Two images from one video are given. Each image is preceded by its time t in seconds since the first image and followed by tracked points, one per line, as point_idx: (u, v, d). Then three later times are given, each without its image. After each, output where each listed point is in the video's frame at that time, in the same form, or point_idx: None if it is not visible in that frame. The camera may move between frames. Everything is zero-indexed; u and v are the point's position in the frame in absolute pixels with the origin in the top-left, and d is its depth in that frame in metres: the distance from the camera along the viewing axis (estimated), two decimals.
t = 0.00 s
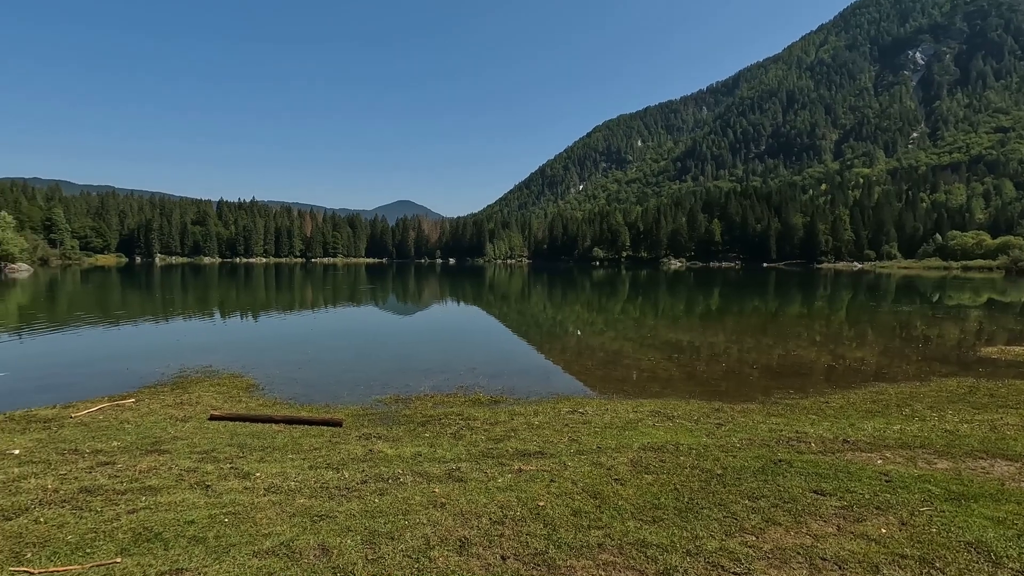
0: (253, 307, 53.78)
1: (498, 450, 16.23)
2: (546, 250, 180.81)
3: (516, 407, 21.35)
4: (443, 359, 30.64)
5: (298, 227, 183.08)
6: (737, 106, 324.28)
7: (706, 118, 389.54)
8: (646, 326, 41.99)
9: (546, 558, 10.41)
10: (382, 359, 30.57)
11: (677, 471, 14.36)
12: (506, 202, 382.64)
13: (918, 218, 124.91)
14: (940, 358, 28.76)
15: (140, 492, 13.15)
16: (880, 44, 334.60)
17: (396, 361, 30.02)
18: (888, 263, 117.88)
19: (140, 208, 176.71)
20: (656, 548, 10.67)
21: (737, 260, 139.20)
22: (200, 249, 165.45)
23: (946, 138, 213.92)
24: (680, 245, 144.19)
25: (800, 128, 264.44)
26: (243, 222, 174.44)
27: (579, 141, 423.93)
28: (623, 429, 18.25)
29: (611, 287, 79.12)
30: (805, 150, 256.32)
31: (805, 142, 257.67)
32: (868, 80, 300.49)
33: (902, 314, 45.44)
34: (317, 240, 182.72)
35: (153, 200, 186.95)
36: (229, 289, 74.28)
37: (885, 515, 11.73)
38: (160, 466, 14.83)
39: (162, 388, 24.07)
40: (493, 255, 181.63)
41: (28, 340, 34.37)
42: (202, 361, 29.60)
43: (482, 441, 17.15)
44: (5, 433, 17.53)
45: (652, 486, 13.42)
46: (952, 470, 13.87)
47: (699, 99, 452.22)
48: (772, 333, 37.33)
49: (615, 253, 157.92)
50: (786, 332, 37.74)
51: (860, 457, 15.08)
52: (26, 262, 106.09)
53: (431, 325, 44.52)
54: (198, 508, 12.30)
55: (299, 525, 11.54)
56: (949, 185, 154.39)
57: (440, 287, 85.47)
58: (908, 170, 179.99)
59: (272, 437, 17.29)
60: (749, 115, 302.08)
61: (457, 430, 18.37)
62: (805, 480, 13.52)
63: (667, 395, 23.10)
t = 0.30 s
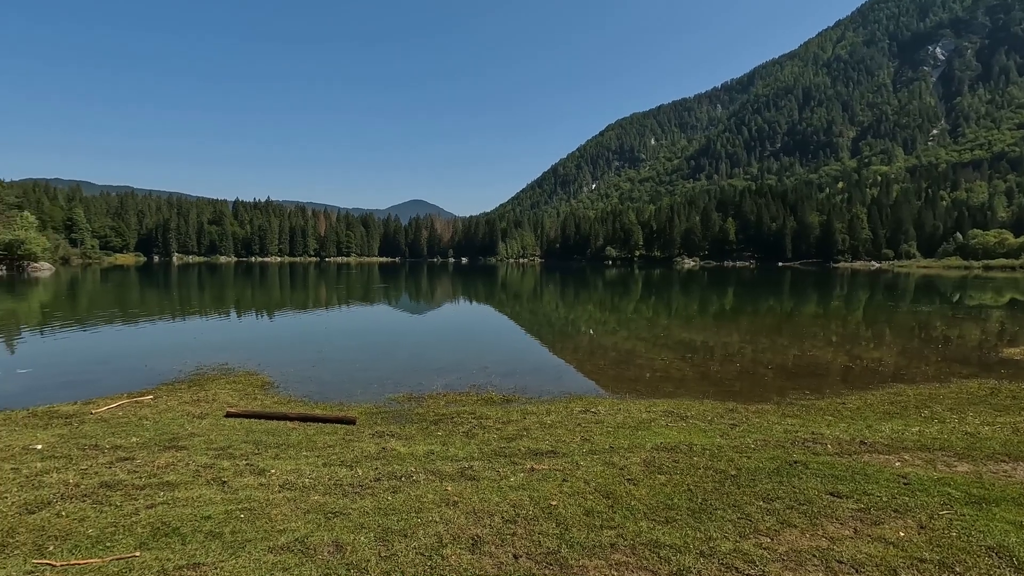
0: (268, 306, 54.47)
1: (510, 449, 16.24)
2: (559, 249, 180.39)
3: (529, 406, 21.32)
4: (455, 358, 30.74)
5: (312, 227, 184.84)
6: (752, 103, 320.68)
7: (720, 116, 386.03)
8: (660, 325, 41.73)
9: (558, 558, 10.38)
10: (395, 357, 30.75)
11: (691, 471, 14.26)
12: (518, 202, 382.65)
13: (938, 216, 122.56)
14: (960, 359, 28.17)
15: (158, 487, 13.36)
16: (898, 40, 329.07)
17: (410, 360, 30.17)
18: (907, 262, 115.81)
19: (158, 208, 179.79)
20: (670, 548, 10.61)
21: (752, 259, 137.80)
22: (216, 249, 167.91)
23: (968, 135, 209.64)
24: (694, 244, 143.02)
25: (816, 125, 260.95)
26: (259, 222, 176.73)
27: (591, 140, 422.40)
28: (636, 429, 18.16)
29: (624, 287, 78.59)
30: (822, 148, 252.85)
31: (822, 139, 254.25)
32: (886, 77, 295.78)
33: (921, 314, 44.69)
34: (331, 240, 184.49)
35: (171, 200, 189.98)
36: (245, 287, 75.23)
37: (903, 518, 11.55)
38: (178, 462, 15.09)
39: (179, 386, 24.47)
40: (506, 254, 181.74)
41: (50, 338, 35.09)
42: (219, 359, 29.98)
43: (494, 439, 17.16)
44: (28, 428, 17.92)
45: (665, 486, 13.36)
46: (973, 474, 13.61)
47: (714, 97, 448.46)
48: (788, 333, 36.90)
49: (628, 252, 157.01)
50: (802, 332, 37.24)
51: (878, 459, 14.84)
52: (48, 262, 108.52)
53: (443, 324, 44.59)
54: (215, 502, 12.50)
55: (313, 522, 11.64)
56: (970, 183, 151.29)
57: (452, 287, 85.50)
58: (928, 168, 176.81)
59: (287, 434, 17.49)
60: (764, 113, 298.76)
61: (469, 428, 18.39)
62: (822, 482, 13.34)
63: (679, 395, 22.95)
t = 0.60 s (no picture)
0: (282, 304, 54.99)
1: (523, 448, 16.25)
2: (571, 248, 180.11)
3: (541, 406, 21.31)
4: (467, 357, 30.76)
5: (326, 226, 186.62)
6: (767, 101, 317.35)
7: (734, 114, 382.57)
8: (673, 325, 41.47)
9: (571, 557, 10.38)
10: (407, 356, 30.91)
11: (705, 472, 14.16)
12: (530, 201, 382.48)
13: (958, 215, 120.34)
14: (980, 361, 27.68)
15: (176, 483, 13.58)
16: (917, 35, 323.76)
17: (423, 359, 30.30)
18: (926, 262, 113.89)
19: (175, 208, 182.50)
20: (684, 549, 10.55)
21: (766, 259, 136.44)
22: (231, 248, 170.30)
23: (989, 132, 205.61)
24: (708, 243, 141.96)
25: (833, 123, 257.52)
26: (273, 222, 178.82)
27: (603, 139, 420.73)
28: (649, 429, 18.08)
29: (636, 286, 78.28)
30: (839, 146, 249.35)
31: (838, 137, 250.75)
32: (905, 73, 290.91)
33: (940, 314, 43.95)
34: (344, 239, 185.94)
35: (188, 200, 192.87)
36: (259, 287, 76.04)
37: (922, 521, 11.37)
38: (195, 458, 15.31)
39: (196, 383, 24.86)
40: (518, 253, 181.76)
41: (72, 336, 35.80)
42: (235, 357, 30.37)
43: (507, 439, 17.19)
44: (50, 424, 18.29)
45: (678, 487, 13.30)
46: (994, 477, 13.36)
47: (728, 95, 444.39)
48: (803, 334, 36.45)
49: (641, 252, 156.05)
50: (818, 332, 36.78)
51: (895, 461, 14.64)
52: (69, 261, 110.72)
53: (456, 323, 44.68)
54: (231, 499, 12.66)
55: (328, 518, 11.76)
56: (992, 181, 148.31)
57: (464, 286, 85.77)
58: (948, 165, 173.61)
59: (302, 432, 17.67)
60: (779, 111, 295.51)
61: (482, 428, 18.46)
62: (838, 484, 13.17)
63: (693, 395, 22.81)
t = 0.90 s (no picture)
0: (295, 304, 55.44)
1: (535, 448, 16.25)
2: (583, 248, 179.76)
3: (554, 406, 21.30)
4: (479, 357, 30.80)
5: (339, 226, 188.13)
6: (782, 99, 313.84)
7: (749, 112, 378.97)
8: (686, 326, 41.24)
9: (585, 558, 10.34)
10: (421, 355, 31.07)
11: (719, 473, 14.07)
12: (543, 201, 382.39)
13: (979, 213, 118.06)
14: (1002, 363, 27.16)
15: (193, 480, 13.77)
16: (937, 31, 318.16)
17: (435, 359, 30.40)
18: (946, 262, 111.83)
19: (192, 208, 185.17)
20: (698, 551, 10.49)
21: (781, 259, 135.02)
22: (247, 248, 172.56)
23: (1012, 129, 201.46)
24: (722, 243, 140.80)
25: (850, 121, 254.03)
26: (288, 222, 180.87)
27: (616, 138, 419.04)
28: (663, 429, 17.98)
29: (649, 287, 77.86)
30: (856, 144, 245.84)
31: (855, 135, 247.30)
32: (924, 70, 286.13)
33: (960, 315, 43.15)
34: (358, 239, 187.32)
35: (205, 201, 195.62)
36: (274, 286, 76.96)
37: (942, 525, 11.17)
38: (212, 455, 15.50)
39: (212, 381, 25.26)
40: (530, 253, 181.51)
41: (91, 334, 36.52)
42: (251, 356, 30.76)
43: (519, 439, 17.20)
44: (73, 420, 18.67)
45: (693, 488, 13.19)
46: (1018, 481, 13.07)
47: (743, 93, 440.38)
48: (819, 335, 36.01)
49: (654, 251, 155.14)
50: (834, 333, 36.30)
51: (915, 465, 14.36)
52: (89, 261, 112.82)
53: (468, 323, 44.73)
54: (247, 496, 12.80)
55: (342, 516, 11.84)
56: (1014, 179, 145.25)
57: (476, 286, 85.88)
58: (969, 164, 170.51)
59: (316, 430, 17.81)
60: (795, 109, 292.18)
61: (494, 427, 18.47)
62: (856, 487, 13.00)
63: (707, 396, 22.68)
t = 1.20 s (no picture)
0: (309, 303, 56.06)
1: (548, 447, 16.26)
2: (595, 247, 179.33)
3: (566, 405, 21.25)
4: (492, 356, 30.84)
5: (352, 226, 189.56)
6: (798, 97, 310.02)
7: (764, 110, 375.13)
8: (699, 326, 40.92)
9: (598, 558, 10.31)
10: (434, 355, 31.20)
11: (733, 474, 13.98)
12: (555, 200, 381.97)
13: (1000, 212, 115.69)
14: None
15: (210, 476, 13.95)
16: (957, 26, 312.13)
17: (448, 357, 30.54)
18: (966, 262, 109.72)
19: (208, 207, 187.74)
20: (712, 552, 10.40)
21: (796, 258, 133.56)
22: (261, 248, 174.64)
23: None
24: (735, 242, 139.58)
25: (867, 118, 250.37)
26: (302, 222, 182.73)
27: (629, 137, 416.97)
28: (676, 430, 17.89)
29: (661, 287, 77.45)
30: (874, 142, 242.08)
31: (873, 133, 243.60)
32: (944, 66, 281.02)
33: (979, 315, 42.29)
34: (370, 239, 188.60)
35: (221, 201, 198.14)
36: (288, 285, 77.85)
37: (963, 529, 10.97)
38: (228, 452, 15.70)
39: (228, 378, 25.63)
40: (542, 253, 180.96)
41: (110, 332, 37.15)
42: (266, 354, 31.13)
43: (532, 438, 17.21)
44: (93, 417, 19.04)
45: (707, 489, 13.11)
46: None
47: (758, 91, 435.99)
48: (835, 335, 35.57)
49: (666, 251, 154.16)
50: (851, 334, 35.77)
51: (934, 467, 14.16)
52: (108, 260, 114.85)
53: (481, 322, 44.74)
54: (264, 493, 12.96)
55: (356, 513, 11.94)
56: None
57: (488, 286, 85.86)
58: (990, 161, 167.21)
59: (331, 428, 17.99)
60: (811, 107, 288.65)
61: (507, 426, 18.49)
62: (873, 490, 12.83)
63: (720, 396, 22.52)
